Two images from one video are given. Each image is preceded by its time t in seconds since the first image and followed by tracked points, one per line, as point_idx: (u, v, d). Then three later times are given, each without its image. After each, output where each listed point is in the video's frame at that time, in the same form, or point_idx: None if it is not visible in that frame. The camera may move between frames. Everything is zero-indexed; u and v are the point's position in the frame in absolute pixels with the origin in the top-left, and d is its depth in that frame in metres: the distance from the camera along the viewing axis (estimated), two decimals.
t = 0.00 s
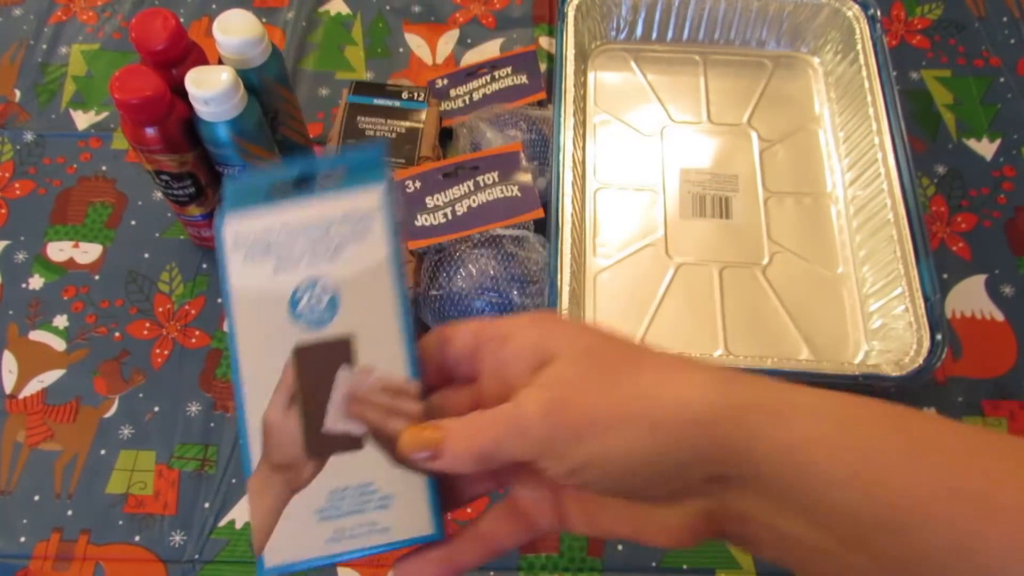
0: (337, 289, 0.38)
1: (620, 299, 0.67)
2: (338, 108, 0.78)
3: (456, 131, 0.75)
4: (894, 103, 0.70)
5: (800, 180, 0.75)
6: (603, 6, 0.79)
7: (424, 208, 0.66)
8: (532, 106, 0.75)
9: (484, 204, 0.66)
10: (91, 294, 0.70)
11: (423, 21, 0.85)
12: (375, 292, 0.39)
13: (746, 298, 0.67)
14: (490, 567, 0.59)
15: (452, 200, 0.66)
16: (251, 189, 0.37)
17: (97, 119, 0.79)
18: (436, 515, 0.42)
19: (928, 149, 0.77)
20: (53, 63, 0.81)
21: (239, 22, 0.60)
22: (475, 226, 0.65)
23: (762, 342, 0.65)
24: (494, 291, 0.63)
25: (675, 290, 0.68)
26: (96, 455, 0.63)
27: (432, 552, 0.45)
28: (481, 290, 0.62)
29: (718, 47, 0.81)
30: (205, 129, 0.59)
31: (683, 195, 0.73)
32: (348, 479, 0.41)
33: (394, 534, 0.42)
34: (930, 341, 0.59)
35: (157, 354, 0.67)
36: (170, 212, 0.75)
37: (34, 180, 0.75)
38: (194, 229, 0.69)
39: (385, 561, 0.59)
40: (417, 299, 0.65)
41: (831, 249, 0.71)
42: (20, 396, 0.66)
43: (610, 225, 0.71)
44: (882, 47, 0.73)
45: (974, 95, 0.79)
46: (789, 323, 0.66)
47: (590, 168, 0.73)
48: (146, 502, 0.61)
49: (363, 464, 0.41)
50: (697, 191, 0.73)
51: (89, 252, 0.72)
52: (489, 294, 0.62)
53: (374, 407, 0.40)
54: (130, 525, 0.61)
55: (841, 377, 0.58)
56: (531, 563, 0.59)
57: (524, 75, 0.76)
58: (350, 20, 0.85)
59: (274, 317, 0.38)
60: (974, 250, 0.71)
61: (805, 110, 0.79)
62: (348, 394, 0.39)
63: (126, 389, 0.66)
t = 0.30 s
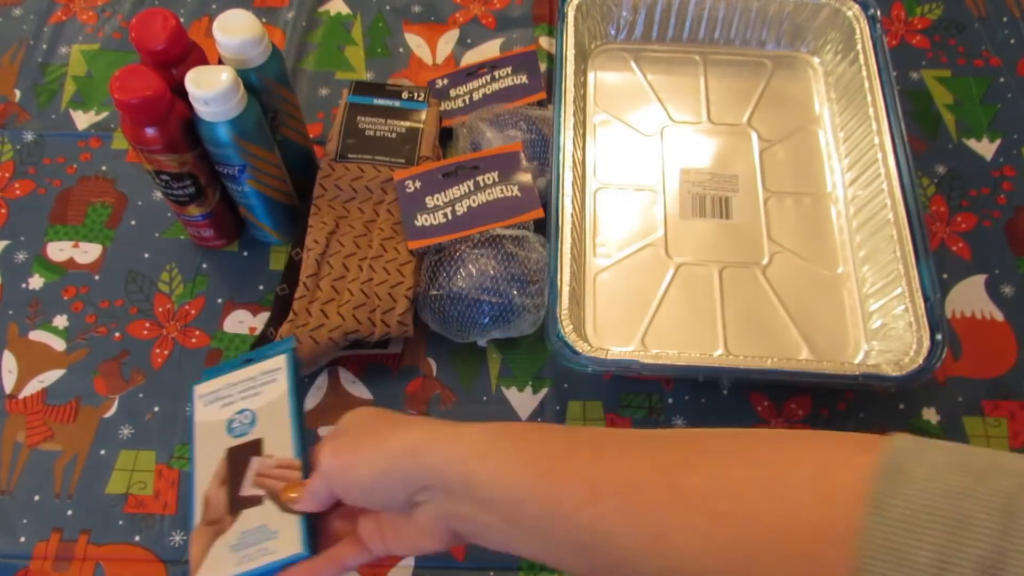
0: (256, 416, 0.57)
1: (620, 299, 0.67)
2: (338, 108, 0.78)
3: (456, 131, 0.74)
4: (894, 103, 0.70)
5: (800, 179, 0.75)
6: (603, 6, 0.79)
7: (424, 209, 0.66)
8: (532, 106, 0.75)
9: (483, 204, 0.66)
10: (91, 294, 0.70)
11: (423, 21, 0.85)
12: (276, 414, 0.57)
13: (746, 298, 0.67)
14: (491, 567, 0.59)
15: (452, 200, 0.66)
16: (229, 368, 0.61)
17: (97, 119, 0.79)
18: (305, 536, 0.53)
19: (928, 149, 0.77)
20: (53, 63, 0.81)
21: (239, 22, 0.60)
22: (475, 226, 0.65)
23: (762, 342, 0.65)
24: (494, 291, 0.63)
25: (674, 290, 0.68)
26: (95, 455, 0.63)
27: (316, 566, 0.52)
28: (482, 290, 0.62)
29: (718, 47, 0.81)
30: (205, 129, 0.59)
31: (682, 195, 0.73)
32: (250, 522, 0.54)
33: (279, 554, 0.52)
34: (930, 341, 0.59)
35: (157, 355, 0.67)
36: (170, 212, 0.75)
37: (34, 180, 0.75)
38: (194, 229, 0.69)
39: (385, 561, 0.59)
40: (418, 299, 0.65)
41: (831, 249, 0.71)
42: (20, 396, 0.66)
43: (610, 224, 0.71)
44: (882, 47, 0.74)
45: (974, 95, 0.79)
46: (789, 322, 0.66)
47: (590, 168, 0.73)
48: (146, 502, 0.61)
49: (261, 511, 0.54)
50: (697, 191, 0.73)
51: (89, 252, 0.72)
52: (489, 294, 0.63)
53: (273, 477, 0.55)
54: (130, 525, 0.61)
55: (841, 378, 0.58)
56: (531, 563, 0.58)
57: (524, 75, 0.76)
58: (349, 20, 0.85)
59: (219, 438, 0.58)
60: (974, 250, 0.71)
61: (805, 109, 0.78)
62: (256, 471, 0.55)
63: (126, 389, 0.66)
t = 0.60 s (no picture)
0: (195, 355, 0.63)
1: (620, 298, 0.67)
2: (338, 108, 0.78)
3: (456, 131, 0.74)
4: (894, 104, 0.70)
5: (801, 179, 0.75)
6: (603, 6, 0.79)
7: (425, 209, 0.66)
8: (532, 106, 0.75)
9: (484, 204, 0.66)
10: (91, 294, 0.70)
11: (423, 20, 0.85)
12: (213, 358, 0.63)
13: (746, 298, 0.67)
14: (490, 567, 0.59)
15: (452, 200, 0.66)
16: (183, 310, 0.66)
17: (97, 119, 0.79)
18: (210, 466, 0.59)
19: (928, 149, 0.77)
20: (52, 63, 0.81)
21: (239, 22, 0.60)
22: (475, 226, 0.65)
23: (762, 342, 0.65)
24: (494, 291, 0.63)
25: (674, 289, 0.68)
26: (96, 455, 0.63)
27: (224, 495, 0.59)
28: (482, 290, 0.62)
29: (718, 47, 0.81)
30: (205, 129, 0.59)
31: (682, 195, 0.73)
32: (168, 445, 0.59)
33: (185, 480, 0.58)
34: (930, 342, 0.59)
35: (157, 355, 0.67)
36: (169, 212, 0.75)
37: (34, 180, 0.75)
38: (194, 228, 0.69)
39: (386, 561, 0.59)
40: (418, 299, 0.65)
41: (831, 250, 0.71)
42: (20, 396, 0.66)
43: (610, 224, 0.71)
44: (882, 48, 0.74)
45: (974, 95, 0.79)
46: (789, 323, 0.66)
47: (590, 168, 0.73)
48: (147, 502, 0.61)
49: (178, 438, 0.60)
50: (697, 191, 0.73)
51: (88, 252, 0.72)
52: (489, 294, 0.63)
53: (195, 412, 0.60)
54: (131, 525, 0.61)
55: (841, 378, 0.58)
56: (531, 564, 0.58)
57: (524, 75, 0.76)
58: (349, 19, 0.85)
59: (156, 369, 0.63)
60: (974, 250, 0.71)
61: (805, 110, 0.78)
62: (183, 404, 0.61)
63: (126, 389, 0.66)
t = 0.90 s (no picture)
0: (220, 322, 0.65)
1: (620, 298, 0.67)
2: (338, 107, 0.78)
3: (456, 131, 0.74)
4: (894, 104, 0.70)
5: (801, 180, 0.75)
6: (602, 6, 0.79)
7: (424, 209, 0.66)
8: (532, 107, 0.75)
9: (483, 204, 0.66)
10: (90, 294, 0.70)
11: (422, 20, 0.85)
12: (238, 324, 0.65)
13: (746, 298, 0.67)
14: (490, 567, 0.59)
15: (452, 199, 0.66)
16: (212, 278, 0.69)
17: (97, 119, 0.78)
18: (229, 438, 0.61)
19: (929, 149, 0.77)
20: (52, 63, 0.81)
21: (239, 22, 0.60)
22: (475, 226, 0.65)
23: (762, 342, 0.65)
24: (494, 291, 0.63)
25: (674, 289, 0.68)
26: (95, 455, 0.63)
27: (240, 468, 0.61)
28: (482, 290, 0.62)
29: (718, 47, 0.81)
30: (205, 129, 0.59)
31: (682, 195, 0.73)
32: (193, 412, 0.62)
33: (208, 446, 0.60)
34: (930, 342, 0.59)
35: (157, 355, 0.67)
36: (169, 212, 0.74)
37: (34, 180, 0.75)
38: (194, 228, 0.69)
39: (386, 561, 0.59)
40: (418, 299, 0.65)
41: (831, 250, 0.71)
42: (20, 396, 0.66)
43: (610, 224, 0.71)
44: (882, 48, 0.74)
45: (974, 95, 0.79)
46: (789, 323, 0.66)
47: (590, 168, 0.73)
48: (146, 503, 0.61)
49: (200, 405, 0.62)
50: (697, 191, 0.73)
51: (88, 252, 0.72)
52: (489, 294, 0.62)
53: (218, 377, 0.62)
54: (130, 525, 0.60)
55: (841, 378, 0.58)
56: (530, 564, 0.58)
57: (524, 75, 0.76)
58: (349, 19, 0.85)
59: (187, 334, 0.65)
60: (974, 250, 0.71)
61: (805, 110, 0.78)
62: (207, 369, 0.63)
63: (125, 389, 0.66)
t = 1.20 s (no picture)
0: (224, 333, 0.65)
1: (620, 298, 0.67)
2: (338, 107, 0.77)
3: (456, 131, 0.74)
4: (894, 104, 0.70)
5: (801, 180, 0.75)
6: (603, 6, 0.79)
7: (424, 209, 0.66)
8: (532, 106, 0.75)
9: (483, 204, 0.66)
10: (90, 294, 0.70)
11: (423, 20, 0.85)
12: (242, 339, 0.65)
13: (746, 298, 0.67)
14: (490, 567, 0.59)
15: (452, 200, 0.66)
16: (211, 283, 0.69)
17: (97, 119, 0.78)
18: (229, 450, 0.62)
19: (929, 149, 0.77)
20: (52, 63, 0.81)
21: (239, 22, 0.60)
22: (475, 226, 0.65)
23: (762, 342, 0.65)
24: (494, 291, 0.62)
25: (674, 290, 0.68)
26: (95, 455, 0.63)
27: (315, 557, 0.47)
28: (482, 290, 0.62)
29: (718, 47, 0.81)
30: (205, 129, 0.59)
31: (682, 195, 0.73)
32: (192, 420, 0.62)
33: (207, 458, 0.61)
34: (930, 342, 0.59)
35: (157, 355, 0.67)
36: (169, 212, 0.74)
37: (34, 180, 0.75)
38: (194, 229, 0.68)
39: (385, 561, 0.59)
40: (418, 299, 0.65)
41: (831, 250, 0.71)
42: (20, 396, 0.65)
43: (610, 224, 0.71)
44: (882, 47, 0.74)
45: (974, 95, 0.79)
46: (789, 323, 0.66)
47: (590, 168, 0.73)
48: (146, 503, 0.61)
49: (200, 414, 0.62)
50: (697, 191, 0.73)
51: (88, 252, 0.72)
52: (489, 294, 0.62)
53: (220, 391, 0.63)
54: (130, 525, 0.60)
55: (840, 378, 0.58)
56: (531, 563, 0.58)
57: (524, 75, 0.76)
58: (349, 20, 0.85)
59: (188, 341, 0.65)
60: (974, 250, 0.71)
61: (805, 110, 0.78)
62: (209, 381, 0.63)
63: (125, 389, 0.66)
